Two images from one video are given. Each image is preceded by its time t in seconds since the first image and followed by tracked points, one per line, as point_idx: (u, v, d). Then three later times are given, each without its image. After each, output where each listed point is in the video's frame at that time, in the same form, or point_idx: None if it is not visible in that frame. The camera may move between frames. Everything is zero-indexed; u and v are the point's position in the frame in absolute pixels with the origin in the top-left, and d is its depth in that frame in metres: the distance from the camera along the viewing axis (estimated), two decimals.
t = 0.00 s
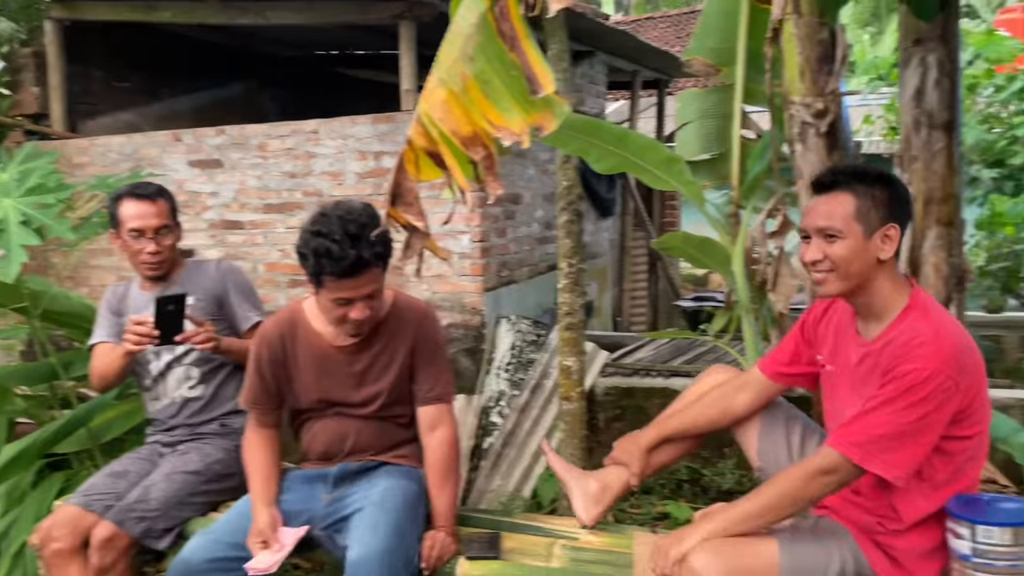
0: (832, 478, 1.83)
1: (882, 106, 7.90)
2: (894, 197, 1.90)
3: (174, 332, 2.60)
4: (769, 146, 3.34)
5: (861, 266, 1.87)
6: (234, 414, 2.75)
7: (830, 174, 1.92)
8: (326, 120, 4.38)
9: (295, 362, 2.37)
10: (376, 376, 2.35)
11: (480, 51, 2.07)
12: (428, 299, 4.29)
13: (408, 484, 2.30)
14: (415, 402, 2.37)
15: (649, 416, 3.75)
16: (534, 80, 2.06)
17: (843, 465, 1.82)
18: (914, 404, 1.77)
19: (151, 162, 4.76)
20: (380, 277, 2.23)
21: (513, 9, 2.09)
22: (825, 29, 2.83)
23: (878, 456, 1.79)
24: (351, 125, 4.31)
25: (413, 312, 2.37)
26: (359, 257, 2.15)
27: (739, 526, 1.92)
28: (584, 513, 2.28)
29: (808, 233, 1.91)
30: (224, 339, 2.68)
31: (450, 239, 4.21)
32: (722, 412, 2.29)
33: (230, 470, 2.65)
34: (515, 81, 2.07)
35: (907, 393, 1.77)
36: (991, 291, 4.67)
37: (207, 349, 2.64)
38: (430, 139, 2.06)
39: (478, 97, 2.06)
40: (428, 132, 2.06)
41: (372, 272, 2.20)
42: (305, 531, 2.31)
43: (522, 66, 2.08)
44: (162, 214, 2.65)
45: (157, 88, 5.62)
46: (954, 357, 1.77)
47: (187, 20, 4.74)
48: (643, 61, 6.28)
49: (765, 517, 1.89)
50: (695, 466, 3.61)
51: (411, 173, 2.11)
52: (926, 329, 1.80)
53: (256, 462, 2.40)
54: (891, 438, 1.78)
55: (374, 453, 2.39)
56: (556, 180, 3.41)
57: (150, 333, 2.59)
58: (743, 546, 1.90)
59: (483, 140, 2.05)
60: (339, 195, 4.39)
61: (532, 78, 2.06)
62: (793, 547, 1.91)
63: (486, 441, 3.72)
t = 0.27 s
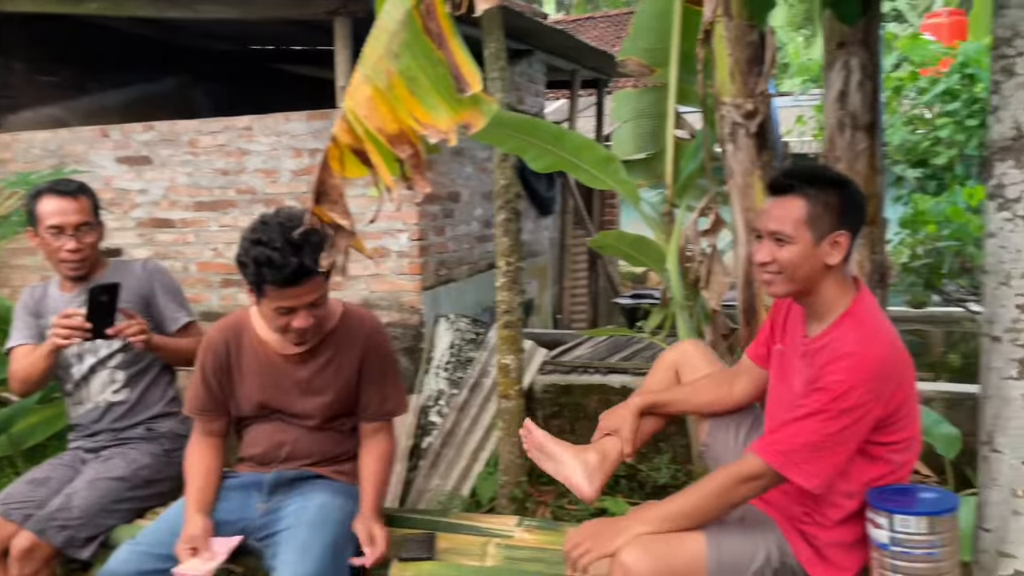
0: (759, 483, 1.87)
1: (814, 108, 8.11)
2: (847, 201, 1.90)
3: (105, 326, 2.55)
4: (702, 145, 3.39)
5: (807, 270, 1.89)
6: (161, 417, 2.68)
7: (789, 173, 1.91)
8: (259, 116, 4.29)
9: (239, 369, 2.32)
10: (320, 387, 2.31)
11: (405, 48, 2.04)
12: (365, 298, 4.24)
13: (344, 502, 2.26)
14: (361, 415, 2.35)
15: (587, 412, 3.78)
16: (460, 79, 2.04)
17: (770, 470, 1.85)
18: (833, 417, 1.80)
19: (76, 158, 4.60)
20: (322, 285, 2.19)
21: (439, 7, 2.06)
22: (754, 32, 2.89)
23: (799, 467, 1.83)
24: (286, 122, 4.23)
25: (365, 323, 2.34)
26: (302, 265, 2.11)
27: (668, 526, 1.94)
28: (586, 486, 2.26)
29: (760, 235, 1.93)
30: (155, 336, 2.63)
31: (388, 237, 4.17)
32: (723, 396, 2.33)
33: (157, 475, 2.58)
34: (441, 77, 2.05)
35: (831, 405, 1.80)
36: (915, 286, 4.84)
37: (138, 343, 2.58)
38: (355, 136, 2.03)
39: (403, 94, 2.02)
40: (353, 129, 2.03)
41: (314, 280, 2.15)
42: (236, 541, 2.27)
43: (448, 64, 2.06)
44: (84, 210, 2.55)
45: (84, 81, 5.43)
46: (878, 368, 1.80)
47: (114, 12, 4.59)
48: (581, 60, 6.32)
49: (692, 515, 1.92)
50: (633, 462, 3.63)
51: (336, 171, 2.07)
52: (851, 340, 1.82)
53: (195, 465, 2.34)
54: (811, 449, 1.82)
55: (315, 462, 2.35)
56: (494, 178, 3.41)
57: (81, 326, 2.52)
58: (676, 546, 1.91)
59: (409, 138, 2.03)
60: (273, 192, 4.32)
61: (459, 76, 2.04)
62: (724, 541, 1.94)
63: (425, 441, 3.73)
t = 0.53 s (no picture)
0: (705, 484, 1.89)
1: (763, 107, 8.25)
2: (788, 208, 1.93)
3: (34, 305, 2.42)
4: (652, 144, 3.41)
5: (745, 276, 1.93)
6: (105, 422, 2.62)
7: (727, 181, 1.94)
8: (207, 113, 4.22)
9: (213, 365, 2.29)
10: (284, 396, 2.26)
11: (345, 44, 2.01)
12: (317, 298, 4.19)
13: (294, 505, 2.19)
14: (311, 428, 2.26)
15: (541, 410, 3.79)
16: (401, 75, 2.03)
17: (715, 473, 1.88)
18: (776, 418, 1.82)
19: (15, 156, 4.47)
20: (299, 302, 2.14)
21: (379, 3, 2.05)
22: (702, 32, 2.93)
23: (742, 468, 1.84)
24: (234, 119, 4.16)
25: (339, 338, 2.29)
26: (268, 273, 2.05)
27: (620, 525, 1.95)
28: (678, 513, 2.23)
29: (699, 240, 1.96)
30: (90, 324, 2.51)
31: (340, 236, 4.12)
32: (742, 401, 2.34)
33: (101, 481, 2.52)
34: (382, 74, 2.04)
35: (771, 407, 1.82)
36: (860, 282, 4.96)
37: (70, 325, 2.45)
38: (294, 134, 1.99)
39: (343, 92, 2.00)
40: (292, 126, 1.99)
41: (287, 295, 2.10)
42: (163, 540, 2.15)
43: (389, 60, 2.05)
44: (25, 205, 2.49)
45: (24, 77, 5.26)
46: (818, 370, 1.82)
47: (54, 7, 4.46)
48: (535, 59, 6.33)
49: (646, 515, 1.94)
50: (586, 458, 3.69)
51: (275, 168, 1.99)
52: (792, 343, 1.84)
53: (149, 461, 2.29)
54: (753, 450, 1.83)
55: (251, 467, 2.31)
56: (447, 176, 3.39)
57: (8, 307, 2.41)
58: (629, 547, 1.92)
59: (350, 134, 1.99)
60: (221, 190, 4.24)
61: (400, 72, 2.04)
62: (675, 541, 1.96)
63: (378, 441, 3.73)
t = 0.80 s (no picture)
0: (670, 494, 1.90)
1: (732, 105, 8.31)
2: (752, 214, 1.91)
3: None
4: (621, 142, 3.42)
5: (706, 280, 1.91)
6: (69, 427, 2.56)
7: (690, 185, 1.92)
8: (172, 111, 4.16)
9: (197, 368, 2.25)
10: (263, 403, 2.17)
11: (307, 40, 1.99)
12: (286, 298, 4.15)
13: (276, 508, 2.11)
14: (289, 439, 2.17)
15: (513, 408, 3.79)
16: (364, 73, 1.98)
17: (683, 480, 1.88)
18: (744, 424, 1.82)
19: None
20: (265, 306, 2.04)
21: None
22: (670, 30, 2.93)
23: (713, 475, 1.85)
24: (200, 117, 4.11)
25: (324, 346, 2.18)
26: (232, 271, 2.00)
27: (587, 523, 1.94)
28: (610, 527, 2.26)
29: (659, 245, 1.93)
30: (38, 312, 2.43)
31: (308, 235, 4.08)
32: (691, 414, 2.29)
33: (64, 487, 2.47)
34: (344, 71, 2.02)
35: (738, 413, 1.82)
36: (827, 279, 5.02)
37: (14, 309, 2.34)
38: (255, 132, 1.96)
39: (304, 89, 1.98)
40: (253, 124, 1.96)
41: (247, 297, 2.02)
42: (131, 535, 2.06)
43: (352, 57, 2.00)
44: None
45: None
46: (783, 373, 1.84)
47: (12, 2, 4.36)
48: (504, 57, 6.32)
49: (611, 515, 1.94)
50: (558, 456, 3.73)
51: (236, 166, 1.98)
52: (754, 348, 1.85)
53: (148, 449, 2.29)
54: (725, 456, 1.84)
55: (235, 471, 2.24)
56: (417, 174, 3.37)
57: None
58: (596, 544, 1.91)
59: (312, 132, 1.98)
60: (187, 189, 4.18)
61: (362, 70, 1.99)
62: (641, 539, 1.95)
63: (349, 441, 3.72)
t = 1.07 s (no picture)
0: (660, 503, 1.89)
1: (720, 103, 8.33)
2: (709, 225, 1.94)
3: None
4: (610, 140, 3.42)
5: (663, 291, 1.93)
6: (56, 430, 2.54)
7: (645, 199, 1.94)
8: (158, 111, 4.13)
9: (168, 376, 2.20)
10: (234, 406, 2.13)
11: (293, 40, 1.98)
12: (274, 298, 4.13)
13: (255, 509, 2.07)
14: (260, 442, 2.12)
15: (503, 408, 3.79)
16: (348, 72, 1.93)
17: (673, 489, 1.87)
18: (724, 429, 1.82)
19: None
20: (225, 309, 1.99)
21: None
22: (659, 27, 2.92)
23: (701, 481, 1.85)
24: (186, 116, 4.08)
25: (291, 346, 2.14)
26: (189, 276, 1.94)
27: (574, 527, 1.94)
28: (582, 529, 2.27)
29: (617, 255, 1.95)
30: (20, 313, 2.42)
31: (297, 235, 4.07)
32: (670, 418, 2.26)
33: (50, 491, 2.45)
34: (331, 73, 2.02)
35: (716, 419, 1.82)
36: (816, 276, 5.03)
37: None
38: (240, 132, 1.95)
39: (290, 89, 1.97)
40: (237, 124, 1.94)
41: (206, 301, 1.96)
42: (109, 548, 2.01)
43: (337, 57, 1.94)
44: None
45: None
46: (756, 374, 1.84)
47: None
48: (493, 55, 6.31)
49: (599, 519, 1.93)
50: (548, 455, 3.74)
51: (220, 166, 1.95)
52: (727, 352, 1.86)
53: (119, 457, 2.23)
54: (708, 462, 1.84)
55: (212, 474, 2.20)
56: (405, 173, 3.36)
57: None
58: (586, 547, 1.89)
59: (298, 133, 1.97)
60: (174, 189, 4.16)
61: (348, 70, 1.93)
62: (631, 540, 1.94)
63: (339, 442, 3.71)
